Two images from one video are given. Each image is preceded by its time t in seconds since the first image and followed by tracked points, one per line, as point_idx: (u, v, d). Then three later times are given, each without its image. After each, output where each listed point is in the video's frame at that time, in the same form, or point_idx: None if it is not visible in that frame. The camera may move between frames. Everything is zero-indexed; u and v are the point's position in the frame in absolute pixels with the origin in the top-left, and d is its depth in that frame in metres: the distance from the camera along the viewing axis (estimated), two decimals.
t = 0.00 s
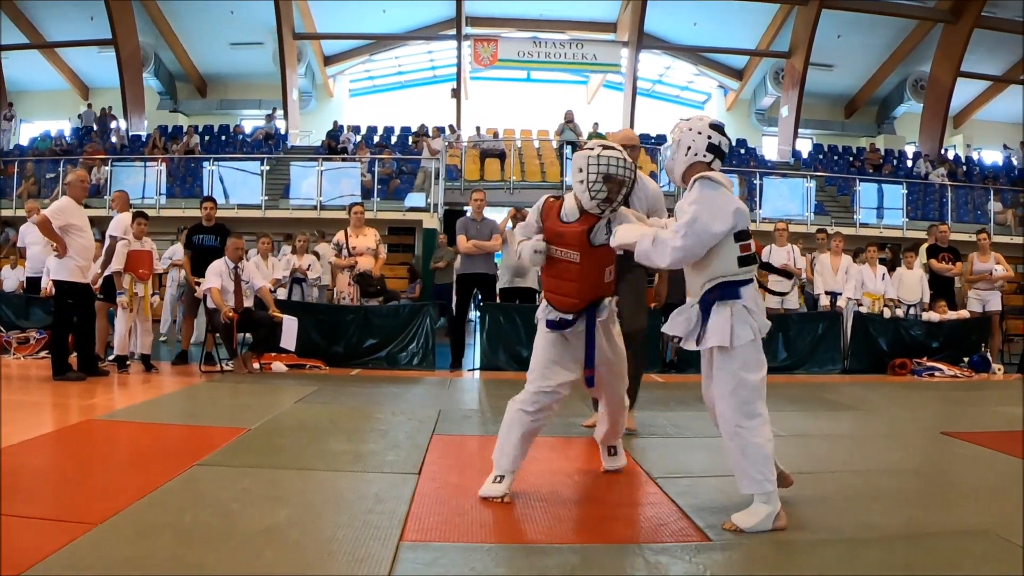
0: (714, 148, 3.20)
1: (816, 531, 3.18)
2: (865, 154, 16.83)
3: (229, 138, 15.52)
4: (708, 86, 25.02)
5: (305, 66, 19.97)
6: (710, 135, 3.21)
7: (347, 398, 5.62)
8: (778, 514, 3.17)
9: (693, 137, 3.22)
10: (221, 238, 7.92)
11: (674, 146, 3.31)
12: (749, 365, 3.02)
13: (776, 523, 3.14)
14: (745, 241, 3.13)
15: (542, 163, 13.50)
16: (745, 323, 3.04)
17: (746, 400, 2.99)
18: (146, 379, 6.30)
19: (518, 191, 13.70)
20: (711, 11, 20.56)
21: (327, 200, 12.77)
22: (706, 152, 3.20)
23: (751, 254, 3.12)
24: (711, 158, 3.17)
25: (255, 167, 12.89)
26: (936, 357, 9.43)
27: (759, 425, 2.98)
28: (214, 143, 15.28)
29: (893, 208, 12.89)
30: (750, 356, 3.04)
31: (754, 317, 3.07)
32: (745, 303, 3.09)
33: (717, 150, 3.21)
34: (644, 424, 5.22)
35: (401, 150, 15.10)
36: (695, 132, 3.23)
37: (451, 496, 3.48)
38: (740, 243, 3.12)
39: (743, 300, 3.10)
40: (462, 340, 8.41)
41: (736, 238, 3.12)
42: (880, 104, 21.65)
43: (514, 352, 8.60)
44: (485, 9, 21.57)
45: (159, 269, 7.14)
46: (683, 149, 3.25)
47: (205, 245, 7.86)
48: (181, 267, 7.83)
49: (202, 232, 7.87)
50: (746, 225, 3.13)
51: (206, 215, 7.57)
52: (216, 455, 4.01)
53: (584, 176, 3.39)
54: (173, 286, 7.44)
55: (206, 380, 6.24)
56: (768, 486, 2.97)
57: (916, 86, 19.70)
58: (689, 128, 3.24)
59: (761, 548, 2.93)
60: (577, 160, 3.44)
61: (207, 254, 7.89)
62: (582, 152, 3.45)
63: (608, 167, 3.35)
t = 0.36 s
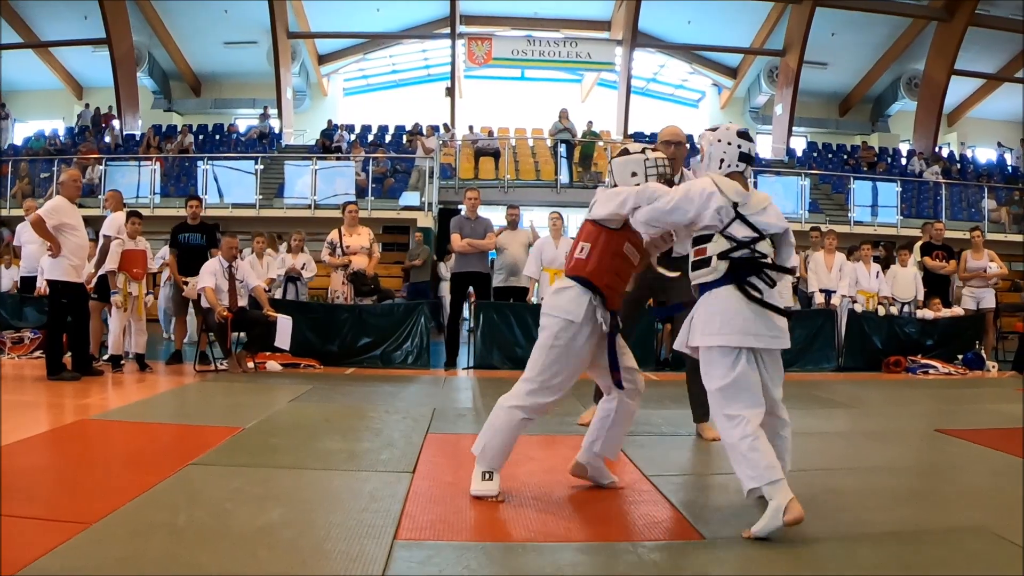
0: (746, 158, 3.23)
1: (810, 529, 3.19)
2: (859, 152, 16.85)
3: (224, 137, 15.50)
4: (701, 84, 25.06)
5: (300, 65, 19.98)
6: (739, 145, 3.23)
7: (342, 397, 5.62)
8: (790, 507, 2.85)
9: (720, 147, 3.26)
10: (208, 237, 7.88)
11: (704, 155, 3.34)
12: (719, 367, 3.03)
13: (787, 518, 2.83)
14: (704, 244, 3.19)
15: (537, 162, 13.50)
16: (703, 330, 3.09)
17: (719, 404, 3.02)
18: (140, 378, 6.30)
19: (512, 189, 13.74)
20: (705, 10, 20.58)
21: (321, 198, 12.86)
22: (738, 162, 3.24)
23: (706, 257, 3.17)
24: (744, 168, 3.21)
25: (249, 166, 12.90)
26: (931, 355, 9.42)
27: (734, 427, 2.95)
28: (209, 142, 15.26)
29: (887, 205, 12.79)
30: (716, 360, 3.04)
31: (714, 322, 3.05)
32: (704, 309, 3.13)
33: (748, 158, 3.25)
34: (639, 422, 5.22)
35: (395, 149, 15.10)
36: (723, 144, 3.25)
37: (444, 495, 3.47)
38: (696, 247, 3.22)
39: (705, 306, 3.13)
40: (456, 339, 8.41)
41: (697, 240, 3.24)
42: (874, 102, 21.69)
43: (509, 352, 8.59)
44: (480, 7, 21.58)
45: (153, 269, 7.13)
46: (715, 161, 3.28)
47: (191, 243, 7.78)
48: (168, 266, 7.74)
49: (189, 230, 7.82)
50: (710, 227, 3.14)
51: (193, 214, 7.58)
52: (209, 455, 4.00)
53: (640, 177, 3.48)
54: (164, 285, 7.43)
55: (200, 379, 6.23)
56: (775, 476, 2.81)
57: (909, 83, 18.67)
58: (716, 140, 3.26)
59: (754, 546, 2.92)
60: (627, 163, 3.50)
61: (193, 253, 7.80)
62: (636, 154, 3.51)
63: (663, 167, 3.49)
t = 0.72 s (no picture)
0: (785, 133, 3.08)
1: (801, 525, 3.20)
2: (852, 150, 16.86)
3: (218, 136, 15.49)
4: (695, 82, 25.01)
5: (293, 65, 20.03)
6: (780, 117, 3.08)
7: (335, 396, 5.63)
8: (790, 527, 2.93)
9: (764, 123, 3.15)
10: (192, 236, 7.84)
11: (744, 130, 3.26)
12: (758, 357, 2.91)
13: (786, 536, 2.90)
14: (753, 227, 3.02)
15: (530, 160, 13.73)
16: (749, 315, 2.95)
17: (756, 397, 2.86)
18: (132, 378, 6.28)
19: (505, 188, 13.84)
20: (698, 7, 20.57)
21: (315, 198, 12.80)
22: (775, 135, 3.09)
23: (755, 241, 3.00)
24: (781, 141, 3.06)
25: (243, 166, 12.93)
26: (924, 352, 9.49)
27: (768, 421, 2.83)
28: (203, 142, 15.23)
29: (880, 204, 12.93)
30: (760, 350, 2.91)
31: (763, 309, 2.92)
32: (748, 293, 2.97)
33: (790, 133, 3.08)
34: (633, 419, 5.22)
35: (389, 148, 15.14)
36: (767, 119, 3.14)
37: (437, 494, 3.46)
38: (743, 228, 3.05)
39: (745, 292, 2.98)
40: (449, 338, 8.40)
41: (741, 222, 3.07)
42: (868, 100, 21.73)
43: (502, 350, 8.56)
44: (472, 7, 21.59)
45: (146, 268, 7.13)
46: (754, 137, 3.18)
47: (175, 243, 7.75)
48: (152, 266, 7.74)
49: (172, 230, 7.76)
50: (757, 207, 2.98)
51: (176, 213, 7.57)
52: (202, 454, 4.00)
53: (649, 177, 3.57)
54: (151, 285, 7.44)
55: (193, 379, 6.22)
56: (795, 492, 2.72)
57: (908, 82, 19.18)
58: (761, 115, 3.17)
59: (747, 544, 2.92)
60: (640, 168, 3.63)
61: (176, 252, 7.78)
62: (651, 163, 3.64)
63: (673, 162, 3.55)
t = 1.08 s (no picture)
0: (791, 146, 3.12)
1: (793, 523, 3.20)
2: (845, 148, 16.83)
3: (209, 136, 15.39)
4: (687, 82, 24.99)
5: (285, 65, 19.99)
6: (788, 132, 3.13)
7: (327, 395, 5.63)
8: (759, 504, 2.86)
9: (772, 137, 3.16)
10: (179, 236, 7.82)
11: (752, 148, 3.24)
12: (757, 345, 2.94)
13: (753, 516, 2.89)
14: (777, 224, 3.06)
15: (522, 159, 14.06)
16: (773, 305, 2.95)
17: (746, 377, 2.91)
18: (125, 379, 6.27)
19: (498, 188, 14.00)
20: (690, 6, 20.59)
21: (307, 198, 12.78)
22: (782, 148, 3.12)
23: (778, 236, 3.05)
24: (787, 153, 3.09)
25: (235, 166, 12.78)
26: (916, 351, 9.44)
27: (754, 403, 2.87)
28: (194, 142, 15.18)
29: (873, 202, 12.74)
30: (769, 338, 2.94)
31: (784, 303, 2.94)
32: (774, 286, 3.00)
33: (795, 147, 3.12)
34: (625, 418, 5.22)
35: (381, 147, 15.14)
36: (774, 133, 3.18)
37: (429, 493, 3.46)
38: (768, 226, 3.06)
39: (777, 284, 3.00)
40: (442, 338, 8.39)
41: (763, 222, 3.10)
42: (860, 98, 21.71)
43: (495, 350, 8.57)
44: (465, 6, 21.60)
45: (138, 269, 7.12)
46: (761, 148, 3.20)
47: (162, 243, 7.74)
48: (140, 268, 7.73)
49: (160, 230, 7.76)
50: (785, 209, 3.02)
51: (161, 213, 7.55)
52: (195, 454, 3.99)
53: (656, 193, 3.36)
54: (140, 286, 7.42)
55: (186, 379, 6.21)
56: (758, 473, 2.75)
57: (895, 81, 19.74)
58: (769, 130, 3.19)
59: (739, 541, 2.93)
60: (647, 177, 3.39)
61: (165, 252, 7.76)
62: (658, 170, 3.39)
63: (679, 188, 3.38)
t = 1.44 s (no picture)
0: (735, 147, 3.00)
1: (787, 523, 3.20)
2: (838, 149, 16.84)
3: (202, 138, 15.30)
4: (681, 82, 24.97)
5: (279, 66, 19.93)
6: (731, 133, 3.01)
7: (321, 397, 5.63)
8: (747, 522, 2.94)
9: (718, 138, 3.05)
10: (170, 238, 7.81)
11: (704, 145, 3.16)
12: (743, 365, 2.88)
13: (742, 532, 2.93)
14: (744, 238, 2.93)
15: (516, 161, 13.99)
16: (751, 322, 2.86)
17: (734, 399, 2.88)
18: (119, 381, 6.26)
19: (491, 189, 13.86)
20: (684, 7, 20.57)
21: (300, 199, 12.70)
22: (725, 150, 3.02)
23: (748, 250, 2.91)
24: (729, 156, 2.98)
25: (228, 167, 12.81)
26: (911, 351, 9.37)
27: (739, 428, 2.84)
28: (187, 144, 15.12)
29: (867, 203, 12.53)
30: (749, 358, 2.88)
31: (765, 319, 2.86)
32: (752, 299, 2.89)
33: (739, 148, 3.01)
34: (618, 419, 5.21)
35: (374, 148, 15.12)
36: (719, 132, 3.06)
37: (423, 494, 3.45)
38: (733, 239, 2.93)
39: (749, 300, 2.89)
40: (435, 339, 8.39)
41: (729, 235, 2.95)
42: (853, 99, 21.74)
43: (489, 351, 8.56)
44: (458, 7, 21.57)
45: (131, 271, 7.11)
46: (707, 150, 3.10)
47: (153, 245, 7.71)
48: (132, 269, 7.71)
49: (151, 231, 7.75)
50: (745, 223, 2.93)
51: (153, 215, 7.54)
52: (188, 456, 3.98)
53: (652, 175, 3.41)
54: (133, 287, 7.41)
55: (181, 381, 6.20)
56: (747, 498, 2.79)
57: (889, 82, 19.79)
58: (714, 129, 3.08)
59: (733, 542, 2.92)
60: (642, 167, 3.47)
61: (156, 254, 7.73)
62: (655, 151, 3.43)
63: (677, 163, 3.35)
